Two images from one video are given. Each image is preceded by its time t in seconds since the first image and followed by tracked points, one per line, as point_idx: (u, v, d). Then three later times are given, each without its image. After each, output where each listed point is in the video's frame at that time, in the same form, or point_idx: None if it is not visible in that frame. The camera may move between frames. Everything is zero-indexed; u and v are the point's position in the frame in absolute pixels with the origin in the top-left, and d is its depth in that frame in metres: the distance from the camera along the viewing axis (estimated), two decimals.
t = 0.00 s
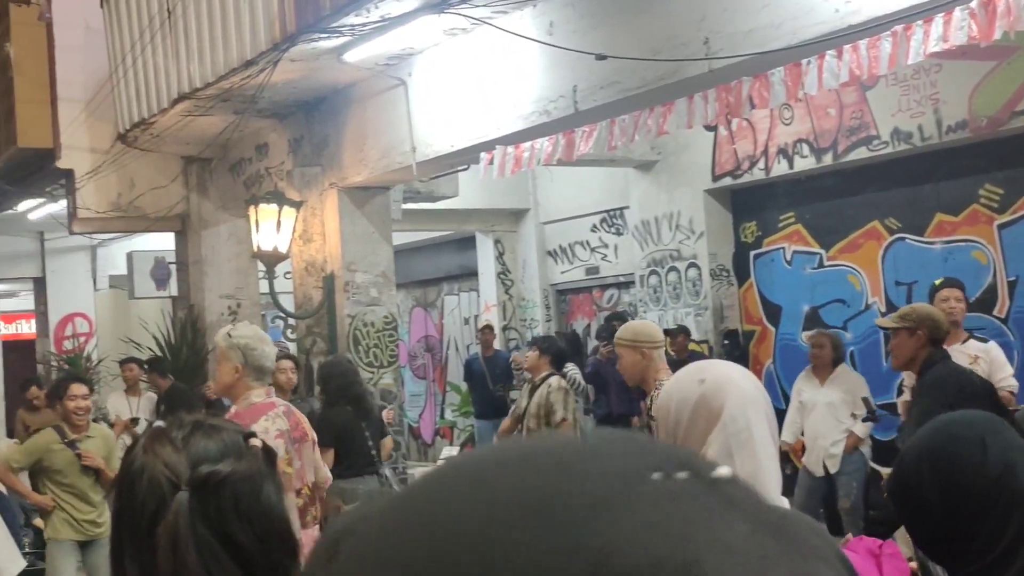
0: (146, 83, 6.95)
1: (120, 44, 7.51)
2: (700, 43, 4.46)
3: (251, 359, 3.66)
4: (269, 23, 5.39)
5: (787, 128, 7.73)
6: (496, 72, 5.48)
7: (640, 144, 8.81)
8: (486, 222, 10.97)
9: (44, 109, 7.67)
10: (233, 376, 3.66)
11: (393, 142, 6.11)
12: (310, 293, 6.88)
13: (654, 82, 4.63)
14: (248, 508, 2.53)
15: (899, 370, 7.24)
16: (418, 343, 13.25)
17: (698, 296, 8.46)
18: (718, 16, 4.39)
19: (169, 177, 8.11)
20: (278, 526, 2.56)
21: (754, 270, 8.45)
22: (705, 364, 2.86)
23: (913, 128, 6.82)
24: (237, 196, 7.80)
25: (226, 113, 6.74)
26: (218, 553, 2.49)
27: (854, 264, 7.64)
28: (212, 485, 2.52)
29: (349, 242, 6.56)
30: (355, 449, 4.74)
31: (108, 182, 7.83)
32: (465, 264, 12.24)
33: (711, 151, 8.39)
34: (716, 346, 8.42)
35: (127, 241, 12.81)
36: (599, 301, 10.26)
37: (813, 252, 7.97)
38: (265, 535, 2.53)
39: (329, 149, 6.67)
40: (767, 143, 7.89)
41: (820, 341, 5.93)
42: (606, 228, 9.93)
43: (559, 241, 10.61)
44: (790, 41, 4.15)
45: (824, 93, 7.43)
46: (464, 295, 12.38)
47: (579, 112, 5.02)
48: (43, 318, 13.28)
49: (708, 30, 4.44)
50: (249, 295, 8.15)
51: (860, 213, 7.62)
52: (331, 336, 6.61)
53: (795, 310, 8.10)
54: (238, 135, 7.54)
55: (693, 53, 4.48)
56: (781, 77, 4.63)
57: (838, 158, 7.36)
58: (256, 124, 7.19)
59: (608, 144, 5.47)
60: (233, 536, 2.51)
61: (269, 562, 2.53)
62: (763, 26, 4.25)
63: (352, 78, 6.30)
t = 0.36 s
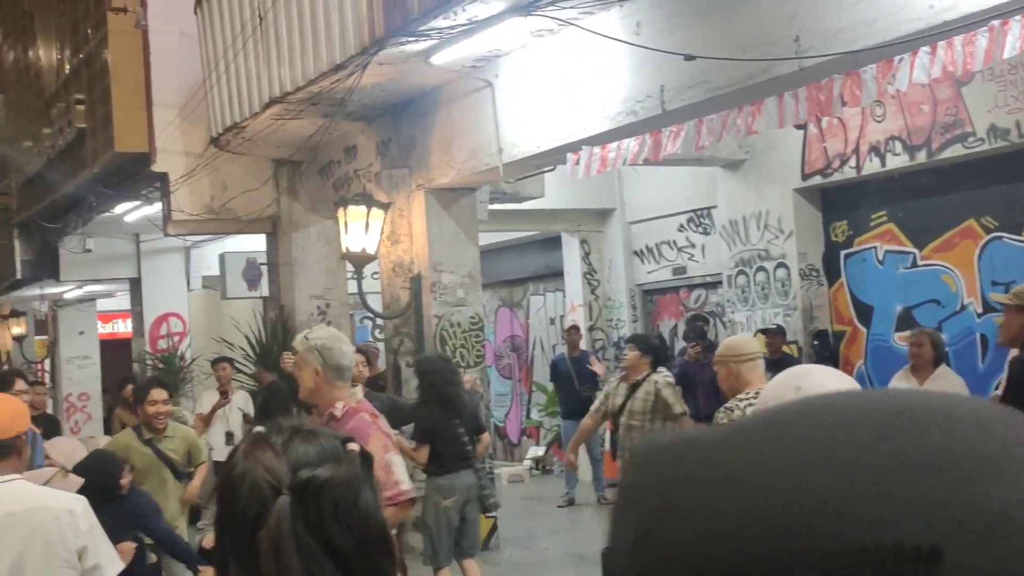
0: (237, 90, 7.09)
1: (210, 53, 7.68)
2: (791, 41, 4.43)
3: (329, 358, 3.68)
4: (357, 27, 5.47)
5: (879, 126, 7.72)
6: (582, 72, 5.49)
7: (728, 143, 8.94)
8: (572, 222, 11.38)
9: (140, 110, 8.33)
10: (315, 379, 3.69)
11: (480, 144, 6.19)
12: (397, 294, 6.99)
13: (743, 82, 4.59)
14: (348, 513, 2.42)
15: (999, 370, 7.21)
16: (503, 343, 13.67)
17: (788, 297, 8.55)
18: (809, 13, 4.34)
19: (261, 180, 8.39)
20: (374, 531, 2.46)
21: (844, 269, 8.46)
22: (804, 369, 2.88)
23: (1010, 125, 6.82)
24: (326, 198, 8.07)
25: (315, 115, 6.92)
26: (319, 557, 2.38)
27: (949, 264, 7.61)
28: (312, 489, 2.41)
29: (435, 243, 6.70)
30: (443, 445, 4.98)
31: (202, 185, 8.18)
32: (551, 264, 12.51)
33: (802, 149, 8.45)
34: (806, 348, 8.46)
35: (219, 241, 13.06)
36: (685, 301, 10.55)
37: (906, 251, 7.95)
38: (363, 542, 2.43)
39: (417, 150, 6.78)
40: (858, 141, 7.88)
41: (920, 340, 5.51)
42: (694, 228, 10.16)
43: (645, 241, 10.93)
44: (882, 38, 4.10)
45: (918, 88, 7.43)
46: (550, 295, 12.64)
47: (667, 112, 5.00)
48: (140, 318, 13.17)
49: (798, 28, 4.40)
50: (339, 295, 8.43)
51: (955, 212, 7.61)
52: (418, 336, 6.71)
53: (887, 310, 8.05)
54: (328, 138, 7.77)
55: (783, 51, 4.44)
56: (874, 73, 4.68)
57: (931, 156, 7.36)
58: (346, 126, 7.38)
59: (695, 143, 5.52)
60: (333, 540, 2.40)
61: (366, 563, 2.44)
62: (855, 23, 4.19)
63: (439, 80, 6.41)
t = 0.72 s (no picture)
0: (341, 89, 7.53)
1: (313, 54, 8.04)
2: (898, 31, 4.57)
3: (407, 359, 4.09)
4: (458, 26, 5.75)
5: (989, 116, 7.98)
6: (680, 69, 5.73)
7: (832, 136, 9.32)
8: (672, 219, 11.56)
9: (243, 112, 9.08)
10: (398, 381, 4.10)
11: (580, 141, 6.55)
12: (497, 290, 7.52)
13: (849, 73, 4.75)
14: (467, 506, 1.97)
15: None
16: (603, 340, 14.21)
17: (893, 292, 8.89)
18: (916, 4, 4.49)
19: (363, 179, 9.09)
20: (495, 526, 2.00)
21: (953, 264, 8.70)
22: (918, 370, 2.51)
23: None
24: (427, 195, 8.57)
25: (416, 114, 7.33)
26: (435, 550, 1.94)
27: None
28: (428, 479, 1.98)
29: (535, 239, 7.15)
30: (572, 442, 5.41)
31: (305, 183, 8.88)
32: (649, 260, 12.90)
33: (909, 141, 8.76)
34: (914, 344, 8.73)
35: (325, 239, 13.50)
36: (787, 297, 10.77)
37: (1019, 247, 8.17)
38: (481, 534, 1.98)
39: (516, 148, 7.26)
40: (968, 132, 8.18)
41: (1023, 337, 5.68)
42: (795, 223, 10.51)
43: (747, 237, 11.26)
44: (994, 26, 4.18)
45: None
46: (649, 292, 13.01)
47: (770, 105, 5.17)
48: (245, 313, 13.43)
49: (906, 19, 4.55)
50: (438, 292, 8.98)
51: None
52: (520, 332, 7.19)
53: (999, 307, 8.27)
54: (429, 137, 8.29)
55: (891, 42, 4.58)
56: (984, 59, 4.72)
57: None
58: (447, 125, 7.88)
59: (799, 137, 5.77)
60: (449, 533, 1.95)
61: (484, 560, 1.98)
62: (966, 13, 4.30)
63: (539, 78, 6.81)
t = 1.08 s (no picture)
0: (422, 87, 8.31)
1: (397, 54, 8.97)
2: (990, 20, 4.71)
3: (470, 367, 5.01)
4: (540, 21, 6.25)
5: None
6: (762, 65, 6.06)
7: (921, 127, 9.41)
8: (755, 212, 11.85)
9: (327, 108, 10.18)
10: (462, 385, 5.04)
11: (662, 135, 6.90)
12: (577, 284, 7.94)
13: (938, 63, 4.93)
14: (560, 499, 2.01)
15: None
16: (684, 334, 14.38)
17: (983, 286, 8.98)
18: None
19: (443, 175, 9.53)
20: (586, 517, 2.03)
21: None
22: (1008, 361, 2.15)
23: None
24: (507, 189, 9.07)
25: (496, 108, 7.90)
26: (528, 538, 1.99)
27: None
28: (521, 470, 2.02)
29: (616, 232, 7.53)
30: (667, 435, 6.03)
31: (385, 178, 9.56)
32: (733, 253, 13.20)
33: (998, 131, 8.79)
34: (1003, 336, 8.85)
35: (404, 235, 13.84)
36: (874, 291, 10.99)
37: None
38: (571, 525, 2.01)
39: (595, 143, 7.65)
40: None
41: None
42: (882, 215, 10.72)
43: (831, 230, 11.43)
44: None
45: None
46: (731, 286, 13.35)
47: (856, 96, 5.41)
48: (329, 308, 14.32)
49: (998, 8, 4.68)
50: (519, 285, 9.33)
51: None
52: (601, 325, 7.56)
53: None
54: (510, 131, 8.69)
55: (981, 32, 4.73)
56: None
57: None
58: (527, 119, 8.34)
59: (886, 127, 6.01)
60: (541, 523, 2.00)
61: (577, 549, 2.02)
62: None
63: (621, 71, 7.16)
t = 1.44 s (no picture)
0: (490, 81, 8.59)
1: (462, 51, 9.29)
2: None
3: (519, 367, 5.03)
4: (607, 13, 6.44)
5: None
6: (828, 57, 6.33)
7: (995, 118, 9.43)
8: (826, 205, 12.50)
9: (397, 102, 10.53)
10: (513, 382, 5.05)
11: (729, 127, 7.22)
12: (644, 277, 8.41)
13: (1015, 51, 5.12)
14: (637, 487, 2.00)
15: None
16: (751, 327, 15.20)
17: None
18: None
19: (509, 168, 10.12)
20: (662, 505, 2.03)
21: None
22: None
23: None
24: (574, 182, 9.41)
25: (562, 100, 8.31)
26: (606, 527, 2.00)
27: None
28: (599, 458, 2.01)
29: (683, 224, 7.94)
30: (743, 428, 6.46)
31: (453, 171, 10.10)
32: (800, 247, 14.00)
33: None
34: None
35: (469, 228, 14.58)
36: (945, 284, 11.49)
37: None
38: (649, 514, 2.01)
39: (662, 135, 8.03)
40: None
41: None
42: (954, 208, 11.19)
43: (902, 223, 12.03)
44: None
45: None
46: (799, 279, 14.10)
47: (929, 85, 5.61)
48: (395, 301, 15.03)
49: None
50: (584, 279, 9.90)
51: None
52: (668, 320, 7.98)
53: None
54: (577, 125, 9.13)
55: None
56: None
57: None
58: (594, 112, 8.73)
59: (959, 117, 6.17)
60: (618, 511, 2.00)
61: (653, 537, 2.03)
62: None
63: (689, 64, 7.51)
